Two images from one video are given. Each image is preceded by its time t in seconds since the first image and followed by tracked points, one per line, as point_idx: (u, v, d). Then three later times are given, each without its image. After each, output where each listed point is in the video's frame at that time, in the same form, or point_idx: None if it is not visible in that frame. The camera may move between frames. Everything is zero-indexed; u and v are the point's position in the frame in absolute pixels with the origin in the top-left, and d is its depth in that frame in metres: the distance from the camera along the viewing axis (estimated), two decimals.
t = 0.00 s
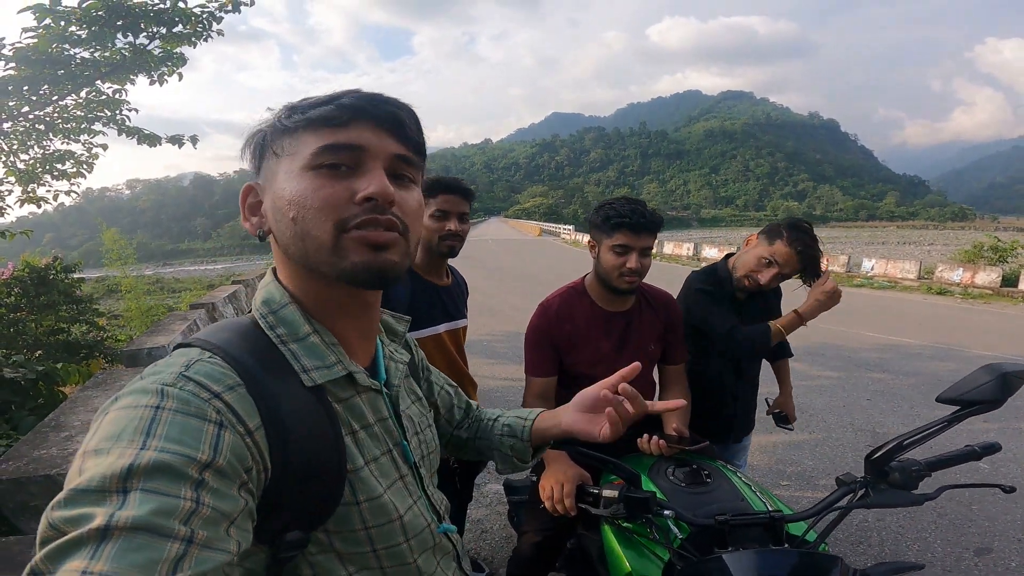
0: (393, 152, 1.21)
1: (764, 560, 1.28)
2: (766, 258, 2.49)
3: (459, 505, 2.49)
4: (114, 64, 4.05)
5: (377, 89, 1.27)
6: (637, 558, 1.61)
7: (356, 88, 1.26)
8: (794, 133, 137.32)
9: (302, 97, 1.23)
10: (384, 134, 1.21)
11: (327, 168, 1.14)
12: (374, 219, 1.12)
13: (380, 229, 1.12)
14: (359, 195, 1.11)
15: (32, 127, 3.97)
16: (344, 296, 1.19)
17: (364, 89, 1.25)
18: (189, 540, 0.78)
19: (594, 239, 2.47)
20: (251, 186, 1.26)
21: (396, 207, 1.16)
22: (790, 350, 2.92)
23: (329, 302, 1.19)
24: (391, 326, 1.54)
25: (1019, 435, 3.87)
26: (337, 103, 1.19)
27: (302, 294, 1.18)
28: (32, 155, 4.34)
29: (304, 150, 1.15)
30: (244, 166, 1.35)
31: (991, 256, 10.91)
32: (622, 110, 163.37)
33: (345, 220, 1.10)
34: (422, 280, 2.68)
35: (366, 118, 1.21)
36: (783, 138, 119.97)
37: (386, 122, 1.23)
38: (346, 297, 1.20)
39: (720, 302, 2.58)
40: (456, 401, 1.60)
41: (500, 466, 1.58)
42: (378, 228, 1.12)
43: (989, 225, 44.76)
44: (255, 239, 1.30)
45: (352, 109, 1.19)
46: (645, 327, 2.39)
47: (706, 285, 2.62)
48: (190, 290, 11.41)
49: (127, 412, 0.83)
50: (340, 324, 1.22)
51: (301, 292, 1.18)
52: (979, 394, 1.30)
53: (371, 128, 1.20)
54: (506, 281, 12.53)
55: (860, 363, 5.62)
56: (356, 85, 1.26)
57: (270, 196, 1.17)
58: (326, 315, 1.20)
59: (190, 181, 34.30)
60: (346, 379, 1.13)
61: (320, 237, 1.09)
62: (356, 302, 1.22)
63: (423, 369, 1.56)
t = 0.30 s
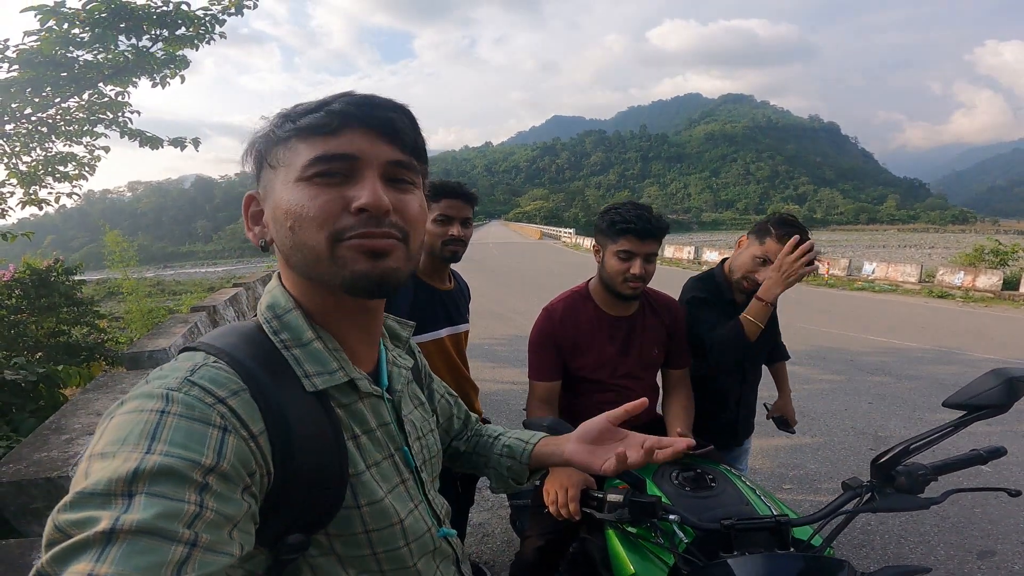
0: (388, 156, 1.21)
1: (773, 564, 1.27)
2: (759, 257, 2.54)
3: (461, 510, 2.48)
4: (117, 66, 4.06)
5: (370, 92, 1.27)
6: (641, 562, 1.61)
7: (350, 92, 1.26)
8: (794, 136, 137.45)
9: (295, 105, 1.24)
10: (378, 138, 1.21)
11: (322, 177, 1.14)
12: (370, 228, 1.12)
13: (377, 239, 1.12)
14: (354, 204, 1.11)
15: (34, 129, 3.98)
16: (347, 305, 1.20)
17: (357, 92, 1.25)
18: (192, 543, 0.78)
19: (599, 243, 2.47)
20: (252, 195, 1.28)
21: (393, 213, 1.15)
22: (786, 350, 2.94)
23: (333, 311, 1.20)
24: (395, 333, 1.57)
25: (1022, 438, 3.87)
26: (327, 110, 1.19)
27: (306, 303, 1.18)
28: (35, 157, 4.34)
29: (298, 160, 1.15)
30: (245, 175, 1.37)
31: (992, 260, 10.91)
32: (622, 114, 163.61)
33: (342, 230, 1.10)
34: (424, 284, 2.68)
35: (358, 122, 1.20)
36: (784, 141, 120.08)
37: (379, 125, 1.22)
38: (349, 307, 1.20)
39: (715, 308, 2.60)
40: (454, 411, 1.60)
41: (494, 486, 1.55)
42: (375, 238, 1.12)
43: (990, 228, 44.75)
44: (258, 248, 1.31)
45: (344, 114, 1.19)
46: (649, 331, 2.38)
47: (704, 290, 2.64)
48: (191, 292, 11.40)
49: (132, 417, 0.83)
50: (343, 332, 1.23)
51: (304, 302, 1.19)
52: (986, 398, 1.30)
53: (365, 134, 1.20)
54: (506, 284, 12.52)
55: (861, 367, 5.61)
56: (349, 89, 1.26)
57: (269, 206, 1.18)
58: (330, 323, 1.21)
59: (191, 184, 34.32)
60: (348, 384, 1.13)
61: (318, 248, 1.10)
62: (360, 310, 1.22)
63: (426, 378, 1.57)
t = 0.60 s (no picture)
0: (400, 173, 1.20)
1: (777, 565, 1.27)
2: (749, 255, 2.54)
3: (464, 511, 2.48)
4: (117, 67, 4.06)
5: (389, 101, 1.25)
6: (645, 563, 1.60)
7: (368, 98, 1.24)
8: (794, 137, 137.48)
9: (313, 109, 1.23)
10: (391, 153, 1.19)
11: (332, 192, 1.14)
12: (375, 252, 1.12)
13: (381, 261, 1.12)
14: (360, 225, 1.11)
15: (34, 130, 3.98)
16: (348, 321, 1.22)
17: (375, 101, 1.23)
18: (207, 549, 0.78)
19: (603, 244, 2.47)
20: (268, 196, 1.28)
21: (399, 236, 1.15)
22: (786, 350, 2.94)
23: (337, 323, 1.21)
24: (405, 333, 1.57)
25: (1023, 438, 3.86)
26: (343, 119, 1.18)
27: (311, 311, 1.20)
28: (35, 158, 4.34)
29: (310, 171, 1.15)
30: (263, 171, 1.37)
31: (992, 260, 10.92)
32: (622, 114, 163.68)
33: (346, 251, 1.11)
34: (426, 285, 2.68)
35: (373, 135, 1.19)
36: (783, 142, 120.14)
37: (394, 138, 1.21)
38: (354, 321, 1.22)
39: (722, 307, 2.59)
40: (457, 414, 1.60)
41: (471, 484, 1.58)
42: (379, 260, 1.12)
43: (990, 229, 44.77)
44: (268, 246, 1.32)
45: (359, 126, 1.18)
46: (651, 332, 2.38)
47: (706, 290, 2.63)
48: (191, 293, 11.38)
49: (145, 422, 0.83)
50: (351, 340, 1.24)
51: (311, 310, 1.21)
52: (991, 400, 1.30)
53: (379, 148, 1.18)
54: (506, 285, 12.52)
55: (862, 368, 5.61)
56: (367, 95, 1.24)
57: (281, 213, 1.19)
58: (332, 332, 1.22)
59: (191, 185, 34.33)
60: (357, 387, 1.13)
61: (322, 266, 1.11)
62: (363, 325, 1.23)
63: (433, 380, 1.57)
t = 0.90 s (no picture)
0: (420, 171, 1.20)
1: (777, 563, 1.27)
2: (756, 251, 2.54)
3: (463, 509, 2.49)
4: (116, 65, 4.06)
5: (409, 99, 1.26)
6: (644, 563, 1.61)
7: (387, 95, 1.25)
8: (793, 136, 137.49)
9: (331, 104, 1.23)
10: (412, 151, 1.20)
11: (353, 188, 1.14)
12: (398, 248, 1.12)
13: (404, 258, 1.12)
14: (383, 221, 1.11)
15: (33, 129, 3.97)
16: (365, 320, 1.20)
17: (394, 98, 1.24)
18: (204, 557, 0.78)
19: (604, 242, 2.47)
20: (279, 193, 1.28)
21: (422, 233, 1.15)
22: (787, 350, 2.93)
23: (352, 323, 1.20)
24: (411, 336, 1.57)
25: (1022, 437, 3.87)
26: (365, 115, 1.19)
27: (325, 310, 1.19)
28: (34, 157, 4.33)
29: (332, 166, 1.15)
30: (272, 169, 1.37)
31: (991, 259, 10.94)
32: (621, 113, 163.58)
33: (369, 246, 1.10)
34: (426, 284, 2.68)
35: (393, 131, 1.20)
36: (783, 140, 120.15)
37: (414, 135, 1.22)
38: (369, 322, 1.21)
39: (721, 306, 2.59)
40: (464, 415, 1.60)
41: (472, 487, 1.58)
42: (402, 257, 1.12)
43: (988, 227, 44.81)
44: (278, 246, 1.31)
45: (381, 122, 1.19)
46: (651, 331, 2.38)
47: (707, 290, 2.62)
48: (190, 292, 11.37)
49: (144, 426, 0.83)
50: (361, 340, 1.23)
51: (324, 309, 1.19)
52: (990, 398, 1.30)
53: (400, 145, 1.19)
54: (506, 283, 12.52)
55: (862, 366, 5.62)
56: (386, 92, 1.25)
57: (297, 209, 1.18)
58: (346, 332, 1.21)
59: (190, 184, 34.28)
60: (363, 390, 1.13)
61: (344, 263, 1.10)
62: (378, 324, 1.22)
63: (439, 381, 1.57)
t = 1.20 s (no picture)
0: (415, 161, 1.21)
1: (766, 561, 1.28)
2: (751, 251, 2.55)
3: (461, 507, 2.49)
4: (114, 65, 4.06)
5: (403, 92, 1.26)
6: (638, 561, 1.61)
7: (381, 90, 1.26)
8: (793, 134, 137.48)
9: (324, 100, 1.24)
10: (406, 141, 1.21)
11: (347, 178, 1.14)
12: (393, 236, 1.12)
13: (399, 246, 1.12)
14: (378, 209, 1.11)
15: (31, 129, 3.97)
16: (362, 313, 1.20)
17: (388, 91, 1.25)
18: (200, 559, 0.78)
19: (599, 241, 2.47)
20: (273, 190, 1.28)
21: (416, 222, 1.15)
22: (785, 348, 2.93)
23: (349, 317, 1.20)
24: (411, 335, 1.58)
25: (1018, 435, 3.88)
26: (359, 108, 1.20)
27: (322, 305, 1.19)
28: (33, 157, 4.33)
29: (326, 158, 1.16)
30: (266, 169, 1.37)
31: (990, 257, 10.94)
32: (621, 112, 163.51)
33: (364, 235, 1.10)
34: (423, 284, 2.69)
35: (388, 124, 1.20)
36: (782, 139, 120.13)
37: (409, 127, 1.22)
38: (365, 316, 1.21)
39: (716, 306, 2.60)
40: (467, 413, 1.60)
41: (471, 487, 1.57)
42: (398, 245, 1.12)
43: (988, 226, 44.81)
44: (273, 243, 1.31)
45: (375, 114, 1.20)
46: (646, 330, 2.39)
47: (703, 289, 2.63)
48: (189, 292, 11.37)
49: (140, 427, 0.84)
50: (358, 336, 1.23)
51: (318, 304, 1.19)
52: (978, 396, 1.30)
53: (395, 136, 1.20)
54: (505, 283, 12.53)
55: (860, 365, 5.62)
56: (380, 87, 1.26)
57: (290, 203, 1.18)
58: (342, 326, 1.21)
59: (190, 183, 34.26)
60: (363, 391, 1.14)
61: (338, 253, 1.10)
62: (376, 318, 1.22)
63: (440, 380, 1.57)
